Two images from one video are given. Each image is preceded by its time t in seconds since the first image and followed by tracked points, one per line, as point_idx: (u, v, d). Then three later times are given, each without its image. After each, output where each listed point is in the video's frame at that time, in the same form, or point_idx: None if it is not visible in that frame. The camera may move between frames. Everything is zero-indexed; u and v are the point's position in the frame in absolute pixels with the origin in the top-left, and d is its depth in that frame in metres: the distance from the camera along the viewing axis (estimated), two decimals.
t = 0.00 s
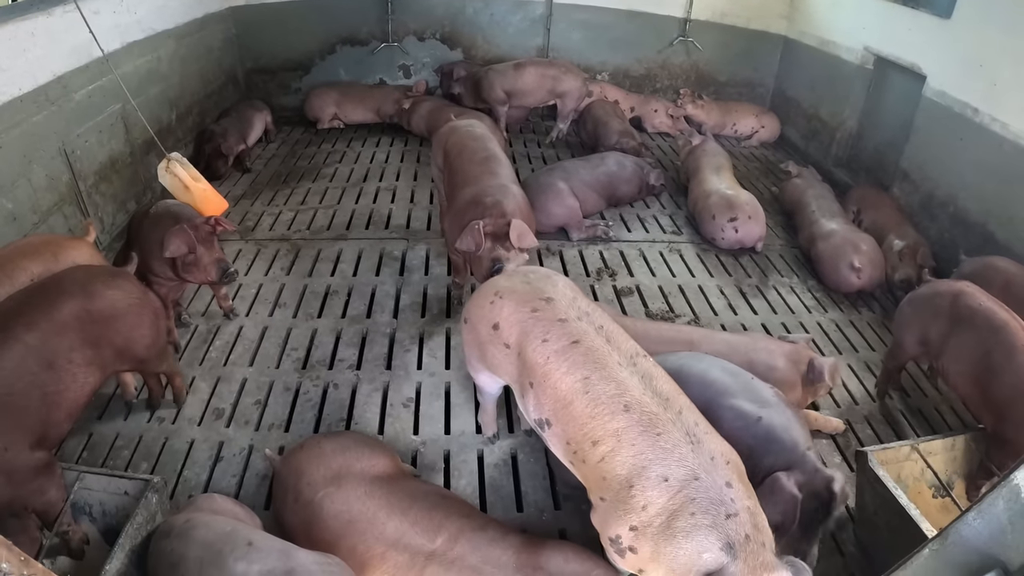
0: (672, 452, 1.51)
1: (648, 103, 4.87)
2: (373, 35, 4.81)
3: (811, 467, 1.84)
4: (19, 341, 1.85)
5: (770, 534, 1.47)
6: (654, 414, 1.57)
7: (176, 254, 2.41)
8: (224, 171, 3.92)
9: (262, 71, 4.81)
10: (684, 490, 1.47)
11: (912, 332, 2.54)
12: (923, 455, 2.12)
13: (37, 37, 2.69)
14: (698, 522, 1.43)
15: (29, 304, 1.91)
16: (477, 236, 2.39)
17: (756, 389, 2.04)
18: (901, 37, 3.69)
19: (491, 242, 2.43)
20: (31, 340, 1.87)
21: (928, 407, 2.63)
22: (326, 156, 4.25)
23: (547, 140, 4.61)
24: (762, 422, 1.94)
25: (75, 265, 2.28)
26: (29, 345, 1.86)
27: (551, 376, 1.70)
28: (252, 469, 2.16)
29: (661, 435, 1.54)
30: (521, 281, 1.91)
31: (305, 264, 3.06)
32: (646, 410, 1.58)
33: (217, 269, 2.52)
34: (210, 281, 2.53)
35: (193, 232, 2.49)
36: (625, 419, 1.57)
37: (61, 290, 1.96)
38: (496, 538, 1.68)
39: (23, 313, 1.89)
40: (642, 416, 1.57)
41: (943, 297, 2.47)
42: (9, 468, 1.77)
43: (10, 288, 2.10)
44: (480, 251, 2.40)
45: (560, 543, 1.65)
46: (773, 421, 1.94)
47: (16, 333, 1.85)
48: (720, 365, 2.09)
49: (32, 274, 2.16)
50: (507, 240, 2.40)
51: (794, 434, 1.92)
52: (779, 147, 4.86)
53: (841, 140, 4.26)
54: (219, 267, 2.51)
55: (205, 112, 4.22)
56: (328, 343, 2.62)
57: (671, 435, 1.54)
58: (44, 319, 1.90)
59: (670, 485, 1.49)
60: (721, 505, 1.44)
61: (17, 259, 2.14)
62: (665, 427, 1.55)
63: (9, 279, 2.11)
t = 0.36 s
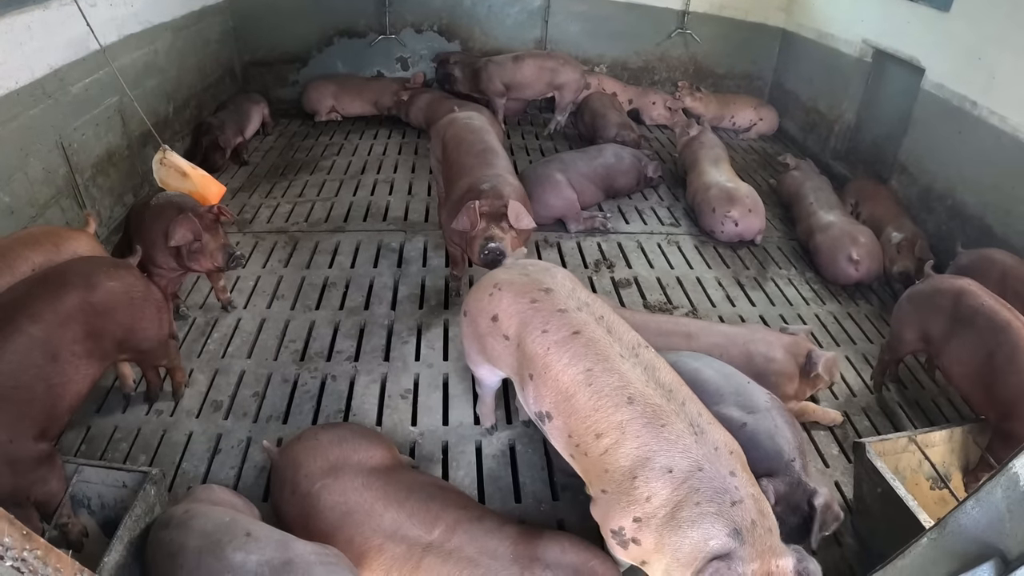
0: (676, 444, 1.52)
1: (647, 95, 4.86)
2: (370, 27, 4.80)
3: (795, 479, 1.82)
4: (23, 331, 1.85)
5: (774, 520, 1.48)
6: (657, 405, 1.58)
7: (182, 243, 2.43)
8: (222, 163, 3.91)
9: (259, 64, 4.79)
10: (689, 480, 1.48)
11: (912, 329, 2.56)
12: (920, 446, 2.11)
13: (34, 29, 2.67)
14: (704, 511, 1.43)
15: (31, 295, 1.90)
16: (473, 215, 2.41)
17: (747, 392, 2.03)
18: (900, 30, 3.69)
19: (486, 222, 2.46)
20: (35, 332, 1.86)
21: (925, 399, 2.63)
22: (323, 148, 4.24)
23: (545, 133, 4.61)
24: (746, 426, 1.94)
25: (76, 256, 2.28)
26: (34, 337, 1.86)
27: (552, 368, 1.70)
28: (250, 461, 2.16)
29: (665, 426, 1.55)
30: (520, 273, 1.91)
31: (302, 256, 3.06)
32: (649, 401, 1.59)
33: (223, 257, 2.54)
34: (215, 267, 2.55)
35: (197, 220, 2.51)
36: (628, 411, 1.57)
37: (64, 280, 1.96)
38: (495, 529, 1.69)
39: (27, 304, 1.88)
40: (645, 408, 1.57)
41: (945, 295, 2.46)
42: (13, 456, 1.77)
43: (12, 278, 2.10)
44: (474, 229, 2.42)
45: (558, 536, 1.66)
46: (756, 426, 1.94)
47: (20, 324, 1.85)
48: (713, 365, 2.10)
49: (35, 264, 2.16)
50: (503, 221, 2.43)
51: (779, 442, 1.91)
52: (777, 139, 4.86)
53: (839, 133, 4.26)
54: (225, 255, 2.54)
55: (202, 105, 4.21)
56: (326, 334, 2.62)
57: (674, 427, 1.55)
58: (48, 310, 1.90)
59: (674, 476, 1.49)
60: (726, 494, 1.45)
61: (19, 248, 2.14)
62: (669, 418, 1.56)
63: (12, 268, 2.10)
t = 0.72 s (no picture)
0: (681, 433, 1.53)
1: (646, 91, 4.85)
2: (369, 23, 4.79)
3: (808, 476, 1.81)
4: (22, 327, 1.84)
5: (779, 507, 1.48)
6: (662, 396, 1.58)
7: (180, 241, 2.43)
8: (221, 160, 3.91)
9: (258, 60, 4.79)
10: (694, 469, 1.48)
11: (928, 335, 2.49)
12: (920, 441, 2.11)
13: (31, 26, 2.66)
14: (711, 498, 1.43)
15: (29, 292, 1.90)
16: (470, 216, 2.40)
17: (759, 391, 2.03)
18: (899, 25, 3.68)
19: (484, 223, 2.44)
20: (34, 328, 1.86)
21: (926, 395, 2.62)
22: (323, 145, 4.23)
23: (544, 128, 4.60)
24: (760, 423, 1.95)
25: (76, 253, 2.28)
26: (34, 333, 1.86)
27: (556, 360, 1.70)
28: (250, 458, 2.16)
29: (670, 416, 1.55)
30: (522, 267, 1.91)
31: (302, 253, 3.06)
32: (654, 391, 1.59)
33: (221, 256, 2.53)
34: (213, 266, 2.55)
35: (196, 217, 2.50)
36: (633, 402, 1.58)
37: (63, 276, 1.95)
38: (496, 525, 1.69)
39: (26, 301, 1.88)
40: (650, 399, 1.58)
41: (963, 297, 2.42)
42: (12, 452, 1.77)
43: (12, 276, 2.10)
44: (471, 232, 2.41)
45: (559, 532, 1.65)
46: (771, 423, 1.94)
47: (19, 321, 1.85)
48: (720, 366, 2.10)
49: (35, 262, 2.16)
50: (501, 225, 2.42)
51: (792, 437, 1.91)
52: (777, 135, 4.86)
53: (839, 128, 4.25)
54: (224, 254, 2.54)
55: (201, 101, 4.20)
56: (326, 331, 2.62)
57: (680, 417, 1.55)
58: (47, 306, 1.90)
59: (680, 465, 1.49)
60: (732, 480, 1.45)
61: (18, 246, 2.14)
62: (674, 408, 1.57)
63: (12, 266, 2.10)
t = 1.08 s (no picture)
0: (679, 436, 1.51)
1: (652, 86, 4.82)
2: (373, 18, 4.77)
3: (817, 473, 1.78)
4: (23, 324, 1.83)
5: (778, 511, 1.46)
6: (661, 395, 1.56)
7: (184, 236, 2.42)
8: (225, 155, 3.89)
9: (262, 56, 4.77)
10: (690, 472, 1.46)
11: (943, 339, 2.40)
12: (926, 437, 2.09)
13: (33, 21, 2.65)
14: (706, 501, 1.42)
15: (30, 288, 1.88)
16: (478, 216, 2.36)
17: (772, 396, 2.01)
18: (907, 20, 3.64)
19: (494, 223, 2.41)
20: (35, 324, 1.85)
21: (934, 394, 2.59)
22: (327, 140, 4.21)
23: (549, 123, 4.57)
24: (770, 424, 1.92)
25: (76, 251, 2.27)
26: (35, 329, 1.85)
27: (556, 353, 1.68)
28: (254, 454, 2.15)
29: (668, 418, 1.53)
30: (530, 258, 1.90)
31: (306, 248, 3.04)
32: (653, 390, 1.57)
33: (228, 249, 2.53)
34: (218, 260, 2.54)
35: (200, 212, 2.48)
36: (631, 400, 1.56)
37: (65, 271, 1.94)
38: (501, 525, 1.67)
39: (26, 297, 1.87)
40: (648, 398, 1.56)
41: (980, 305, 2.35)
42: (13, 450, 1.75)
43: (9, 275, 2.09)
44: (479, 231, 2.38)
45: (565, 532, 1.64)
46: (781, 424, 1.92)
47: (21, 317, 1.83)
48: (735, 372, 2.08)
49: (34, 260, 2.16)
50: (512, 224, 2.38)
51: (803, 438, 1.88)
52: (783, 131, 4.83)
53: (846, 124, 4.22)
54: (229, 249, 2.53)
55: (204, 96, 4.19)
56: (330, 327, 2.60)
57: (679, 418, 1.53)
58: (49, 303, 1.88)
59: (676, 468, 1.47)
60: (728, 484, 1.43)
61: (17, 244, 2.14)
62: (673, 409, 1.54)
63: (10, 263, 2.10)
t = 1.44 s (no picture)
0: (676, 432, 1.50)
1: (655, 81, 4.81)
2: (376, 13, 4.75)
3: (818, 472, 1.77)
4: (27, 323, 1.84)
5: (776, 508, 1.46)
6: (657, 390, 1.56)
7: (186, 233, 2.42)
8: (228, 151, 3.89)
9: (264, 51, 4.77)
10: (688, 469, 1.46)
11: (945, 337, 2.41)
12: (927, 437, 2.08)
13: (36, 17, 2.64)
14: (705, 499, 1.42)
15: (35, 287, 1.88)
16: (480, 201, 2.40)
17: (766, 390, 2.01)
18: (911, 17, 3.62)
19: (497, 206, 2.42)
20: (40, 323, 1.85)
21: (936, 392, 2.59)
22: (330, 135, 4.21)
23: (552, 119, 4.56)
24: (769, 420, 1.91)
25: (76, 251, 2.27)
26: (39, 328, 1.85)
27: (551, 347, 1.68)
28: (258, 450, 2.15)
29: (665, 414, 1.53)
30: (527, 252, 1.89)
31: (309, 244, 3.04)
32: (649, 385, 1.57)
33: (228, 244, 2.52)
34: (218, 258, 2.53)
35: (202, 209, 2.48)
36: (627, 395, 1.56)
37: (69, 270, 1.94)
38: (505, 521, 1.66)
39: (30, 296, 1.87)
40: (644, 393, 1.55)
41: (988, 310, 2.32)
42: (15, 449, 1.75)
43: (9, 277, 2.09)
44: (482, 215, 2.40)
45: (569, 528, 1.64)
46: (781, 419, 1.91)
47: (25, 316, 1.84)
48: (727, 364, 2.07)
49: (34, 261, 2.15)
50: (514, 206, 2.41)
51: (804, 432, 1.88)
52: (786, 127, 4.81)
53: (850, 121, 4.20)
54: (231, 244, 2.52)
55: (207, 92, 4.18)
56: (334, 323, 2.60)
57: (675, 413, 1.53)
58: (53, 301, 1.88)
59: (674, 465, 1.47)
60: (727, 482, 1.43)
61: (16, 245, 2.13)
62: (669, 404, 1.54)
63: (10, 265, 2.10)
